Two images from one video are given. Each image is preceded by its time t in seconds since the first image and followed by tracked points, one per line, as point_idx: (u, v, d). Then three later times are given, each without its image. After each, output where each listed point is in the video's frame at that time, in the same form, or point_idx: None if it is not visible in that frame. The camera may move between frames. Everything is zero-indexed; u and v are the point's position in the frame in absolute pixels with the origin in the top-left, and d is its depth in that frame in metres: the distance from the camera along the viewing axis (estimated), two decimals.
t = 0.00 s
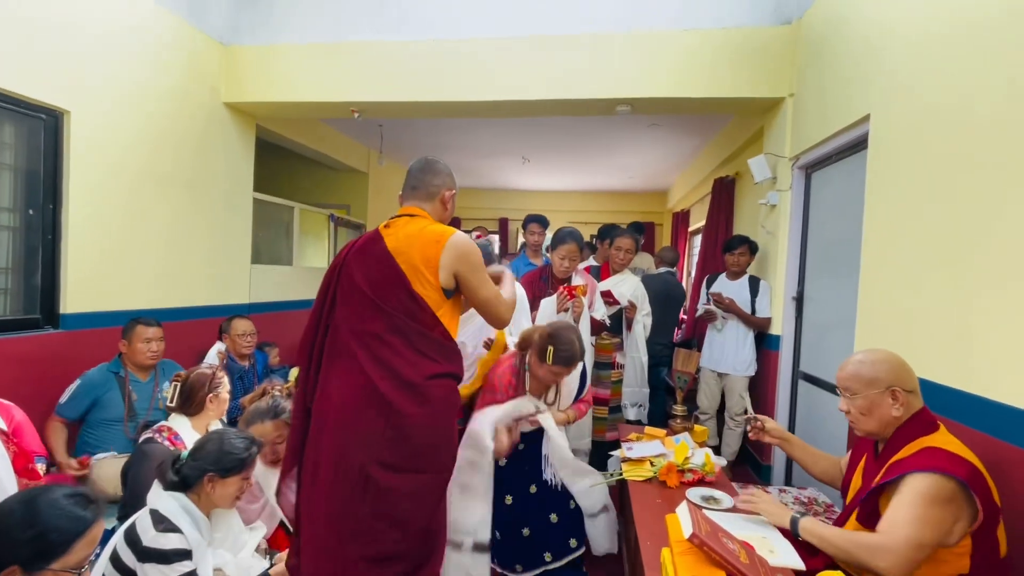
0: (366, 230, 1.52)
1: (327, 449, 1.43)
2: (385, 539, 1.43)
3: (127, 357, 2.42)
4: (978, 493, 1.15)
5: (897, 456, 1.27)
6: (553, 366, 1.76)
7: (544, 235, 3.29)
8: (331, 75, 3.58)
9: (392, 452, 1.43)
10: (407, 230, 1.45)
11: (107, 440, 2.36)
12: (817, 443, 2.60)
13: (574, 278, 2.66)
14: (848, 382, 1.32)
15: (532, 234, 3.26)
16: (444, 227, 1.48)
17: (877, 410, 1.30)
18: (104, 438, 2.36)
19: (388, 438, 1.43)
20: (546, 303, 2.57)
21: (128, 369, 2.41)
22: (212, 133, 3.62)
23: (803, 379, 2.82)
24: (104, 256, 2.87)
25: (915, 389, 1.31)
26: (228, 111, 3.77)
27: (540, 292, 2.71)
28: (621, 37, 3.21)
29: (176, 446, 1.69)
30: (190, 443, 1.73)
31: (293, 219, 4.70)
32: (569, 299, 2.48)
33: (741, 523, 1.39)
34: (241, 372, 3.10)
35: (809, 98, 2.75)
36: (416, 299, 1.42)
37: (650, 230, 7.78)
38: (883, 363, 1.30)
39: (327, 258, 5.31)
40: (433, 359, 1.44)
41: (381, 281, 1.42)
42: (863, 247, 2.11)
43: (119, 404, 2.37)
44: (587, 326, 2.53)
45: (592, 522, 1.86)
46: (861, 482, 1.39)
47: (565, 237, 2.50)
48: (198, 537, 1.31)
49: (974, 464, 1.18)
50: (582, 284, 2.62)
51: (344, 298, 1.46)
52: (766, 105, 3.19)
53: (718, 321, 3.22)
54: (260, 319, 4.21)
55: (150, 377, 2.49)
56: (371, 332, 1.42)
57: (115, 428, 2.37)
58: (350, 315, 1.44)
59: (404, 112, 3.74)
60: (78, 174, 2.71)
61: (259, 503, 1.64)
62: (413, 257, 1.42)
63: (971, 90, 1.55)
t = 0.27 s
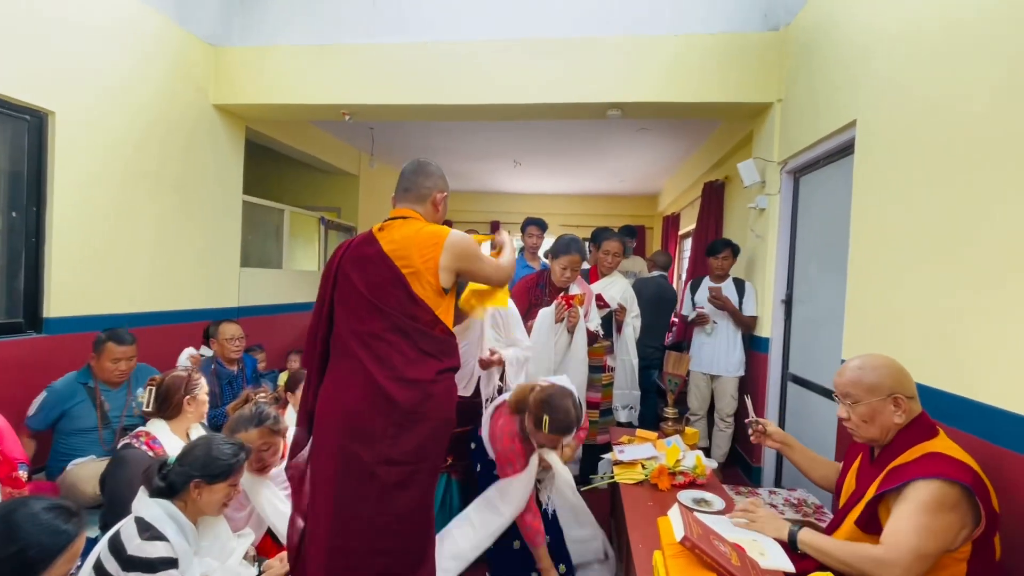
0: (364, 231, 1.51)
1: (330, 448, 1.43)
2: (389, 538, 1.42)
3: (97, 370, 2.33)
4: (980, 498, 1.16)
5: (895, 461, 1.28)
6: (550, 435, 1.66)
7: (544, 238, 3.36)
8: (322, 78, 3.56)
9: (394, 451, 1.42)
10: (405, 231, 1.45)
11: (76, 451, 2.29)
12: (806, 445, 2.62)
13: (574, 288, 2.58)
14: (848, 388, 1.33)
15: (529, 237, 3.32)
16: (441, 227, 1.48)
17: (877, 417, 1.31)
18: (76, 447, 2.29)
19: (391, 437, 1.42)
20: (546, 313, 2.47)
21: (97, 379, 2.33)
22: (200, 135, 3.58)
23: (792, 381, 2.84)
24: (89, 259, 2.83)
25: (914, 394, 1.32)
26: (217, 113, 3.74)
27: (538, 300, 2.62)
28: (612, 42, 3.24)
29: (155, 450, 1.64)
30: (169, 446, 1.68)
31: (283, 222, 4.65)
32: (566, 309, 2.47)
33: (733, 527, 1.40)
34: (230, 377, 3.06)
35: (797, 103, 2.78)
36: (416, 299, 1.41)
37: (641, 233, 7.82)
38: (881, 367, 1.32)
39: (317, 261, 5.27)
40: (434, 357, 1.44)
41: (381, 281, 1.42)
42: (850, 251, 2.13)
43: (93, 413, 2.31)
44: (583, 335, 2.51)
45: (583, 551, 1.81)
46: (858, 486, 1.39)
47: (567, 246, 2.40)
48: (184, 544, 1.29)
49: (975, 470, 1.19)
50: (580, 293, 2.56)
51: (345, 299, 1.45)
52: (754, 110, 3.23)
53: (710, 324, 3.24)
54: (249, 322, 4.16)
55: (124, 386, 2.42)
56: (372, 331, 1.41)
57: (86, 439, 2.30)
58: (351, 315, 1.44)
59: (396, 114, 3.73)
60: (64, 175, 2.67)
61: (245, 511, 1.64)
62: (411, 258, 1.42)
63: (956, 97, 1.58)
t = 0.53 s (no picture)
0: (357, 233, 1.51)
1: (317, 450, 1.42)
2: (373, 542, 1.42)
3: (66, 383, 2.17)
4: (968, 501, 1.17)
5: (885, 462, 1.30)
6: (550, 468, 1.64)
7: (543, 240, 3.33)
8: (315, 79, 3.55)
9: (380, 455, 1.42)
10: (396, 235, 1.44)
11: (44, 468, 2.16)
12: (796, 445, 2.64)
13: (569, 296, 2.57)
14: (838, 386, 1.35)
15: (528, 239, 3.31)
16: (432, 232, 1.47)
17: (858, 415, 1.34)
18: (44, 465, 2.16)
19: (376, 442, 1.41)
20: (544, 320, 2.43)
21: (67, 394, 2.19)
22: (191, 135, 3.55)
23: (782, 382, 2.86)
24: (77, 260, 2.79)
25: (908, 396, 1.34)
26: (207, 114, 3.70)
27: (533, 308, 2.52)
28: (604, 45, 3.25)
29: (138, 454, 1.62)
30: (153, 448, 1.67)
31: (275, 223, 4.62)
32: (562, 318, 2.48)
33: (722, 526, 1.40)
34: (222, 379, 3.03)
35: (787, 107, 2.81)
36: (403, 304, 1.40)
37: (633, 235, 7.86)
38: (874, 368, 1.33)
39: (309, 263, 5.24)
40: (420, 363, 1.43)
41: (370, 284, 1.41)
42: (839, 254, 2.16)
43: (65, 428, 2.19)
44: (579, 344, 2.54)
45: None
46: (850, 487, 1.41)
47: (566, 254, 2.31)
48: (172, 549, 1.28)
49: (966, 473, 1.21)
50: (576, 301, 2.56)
51: (335, 301, 1.45)
52: (745, 114, 3.26)
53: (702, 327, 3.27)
54: (239, 324, 4.13)
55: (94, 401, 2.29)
56: (360, 334, 1.41)
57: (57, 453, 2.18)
58: (339, 318, 1.43)
59: (388, 116, 3.72)
60: (51, 176, 2.64)
61: (235, 516, 1.62)
62: (400, 262, 1.41)
63: (942, 103, 1.60)
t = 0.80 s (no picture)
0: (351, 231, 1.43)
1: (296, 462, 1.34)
2: (357, 560, 1.34)
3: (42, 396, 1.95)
4: (948, 493, 1.20)
5: (873, 455, 1.32)
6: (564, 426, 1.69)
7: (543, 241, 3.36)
8: (310, 78, 3.53)
9: (364, 468, 1.33)
10: (389, 237, 1.36)
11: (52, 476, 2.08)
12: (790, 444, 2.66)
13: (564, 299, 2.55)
14: (830, 380, 1.39)
15: (529, 240, 3.33)
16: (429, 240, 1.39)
17: (848, 408, 1.36)
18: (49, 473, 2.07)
19: (359, 455, 1.33)
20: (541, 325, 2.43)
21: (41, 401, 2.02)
22: (184, 134, 3.53)
23: (776, 381, 2.88)
24: (69, 260, 2.77)
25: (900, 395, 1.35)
26: (202, 113, 3.69)
27: (527, 311, 2.64)
28: (599, 46, 3.27)
29: (132, 453, 1.61)
30: (146, 448, 1.66)
31: (270, 223, 4.60)
32: (558, 323, 2.45)
33: (718, 522, 1.40)
34: (218, 380, 3.01)
35: (781, 108, 2.83)
36: (388, 311, 1.31)
37: (629, 235, 7.88)
38: (867, 365, 1.35)
39: (304, 263, 5.22)
40: (406, 374, 1.34)
41: (356, 287, 1.32)
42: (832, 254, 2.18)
43: (47, 433, 2.05)
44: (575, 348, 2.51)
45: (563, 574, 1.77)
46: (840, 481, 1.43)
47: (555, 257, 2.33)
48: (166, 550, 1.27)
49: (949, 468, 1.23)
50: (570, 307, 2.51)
51: (319, 303, 1.36)
52: (740, 115, 3.28)
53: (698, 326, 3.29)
54: (234, 325, 4.11)
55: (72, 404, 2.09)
56: (343, 341, 1.31)
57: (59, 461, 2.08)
58: (323, 321, 1.34)
59: (384, 115, 3.72)
60: (42, 175, 2.62)
61: (230, 515, 1.62)
62: (389, 266, 1.32)
63: (935, 105, 1.62)
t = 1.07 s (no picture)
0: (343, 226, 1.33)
1: (283, 474, 1.24)
2: None
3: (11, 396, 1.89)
4: (928, 481, 1.22)
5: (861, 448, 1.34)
6: (578, 376, 1.70)
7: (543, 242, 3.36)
8: (306, 78, 3.53)
9: (356, 481, 1.23)
10: (379, 233, 1.25)
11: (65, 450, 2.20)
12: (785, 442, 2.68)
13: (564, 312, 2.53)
14: (824, 374, 1.40)
15: (529, 241, 3.33)
16: (424, 237, 1.25)
17: (840, 402, 1.38)
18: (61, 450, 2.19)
19: (351, 466, 1.23)
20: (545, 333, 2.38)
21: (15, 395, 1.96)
22: (180, 134, 3.52)
23: (771, 381, 2.89)
24: (64, 259, 2.76)
25: (892, 390, 1.36)
26: (197, 112, 3.67)
27: (529, 318, 2.56)
28: (596, 47, 3.27)
29: (131, 454, 1.61)
30: (145, 450, 1.65)
31: (266, 222, 4.59)
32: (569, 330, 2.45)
33: (714, 521, 1.41)
34: (214, 379, 3.01)
35: (776, 109, 2.85)
36: (375, 314, 1.19)
37: (625, 235, 7.90)
38: (859, 360, 1.37)
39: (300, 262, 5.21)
40: (398, 381, 1.22)
41: (343, 287, 1.22)
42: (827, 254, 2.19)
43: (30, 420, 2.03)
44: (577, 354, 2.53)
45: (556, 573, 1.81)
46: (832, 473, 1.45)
47: (558, 265, 2.31)
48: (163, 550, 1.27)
49: (932, 458, 1.25)
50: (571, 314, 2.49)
51: (307, 305, 1.27)
52: (735, 115, 3.29)
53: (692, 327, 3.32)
54: (229, 324, 4.09)
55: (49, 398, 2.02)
56: (330, 345, 1.21)
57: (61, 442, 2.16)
58: (310, 324, 1.25)
59: (381, 115, 3.71)
60: (37, 174, 2.60)
61: (227, 515, 1.60)
62: (377, 266, 1.21)
63: (930, 107, 1.63)
